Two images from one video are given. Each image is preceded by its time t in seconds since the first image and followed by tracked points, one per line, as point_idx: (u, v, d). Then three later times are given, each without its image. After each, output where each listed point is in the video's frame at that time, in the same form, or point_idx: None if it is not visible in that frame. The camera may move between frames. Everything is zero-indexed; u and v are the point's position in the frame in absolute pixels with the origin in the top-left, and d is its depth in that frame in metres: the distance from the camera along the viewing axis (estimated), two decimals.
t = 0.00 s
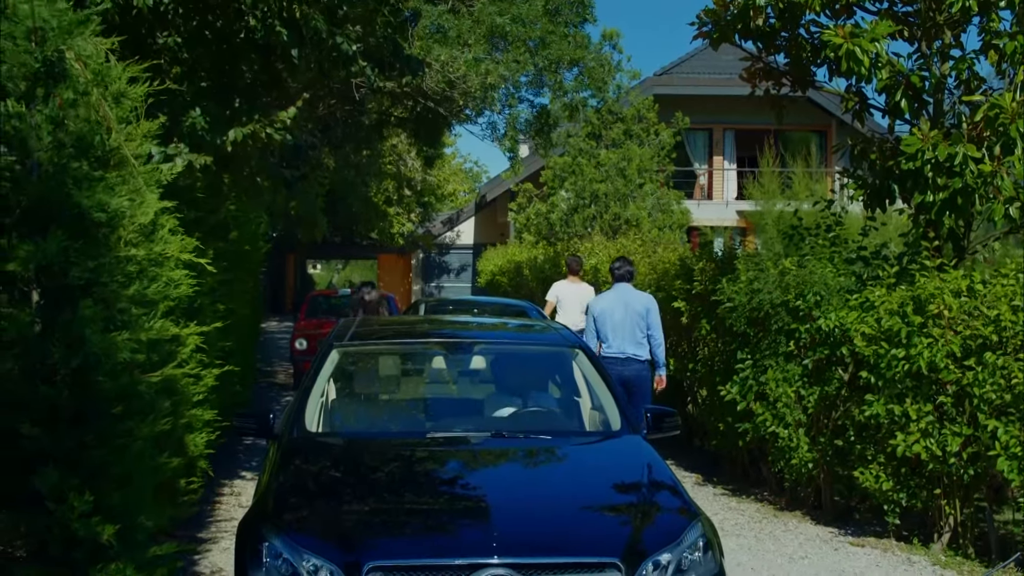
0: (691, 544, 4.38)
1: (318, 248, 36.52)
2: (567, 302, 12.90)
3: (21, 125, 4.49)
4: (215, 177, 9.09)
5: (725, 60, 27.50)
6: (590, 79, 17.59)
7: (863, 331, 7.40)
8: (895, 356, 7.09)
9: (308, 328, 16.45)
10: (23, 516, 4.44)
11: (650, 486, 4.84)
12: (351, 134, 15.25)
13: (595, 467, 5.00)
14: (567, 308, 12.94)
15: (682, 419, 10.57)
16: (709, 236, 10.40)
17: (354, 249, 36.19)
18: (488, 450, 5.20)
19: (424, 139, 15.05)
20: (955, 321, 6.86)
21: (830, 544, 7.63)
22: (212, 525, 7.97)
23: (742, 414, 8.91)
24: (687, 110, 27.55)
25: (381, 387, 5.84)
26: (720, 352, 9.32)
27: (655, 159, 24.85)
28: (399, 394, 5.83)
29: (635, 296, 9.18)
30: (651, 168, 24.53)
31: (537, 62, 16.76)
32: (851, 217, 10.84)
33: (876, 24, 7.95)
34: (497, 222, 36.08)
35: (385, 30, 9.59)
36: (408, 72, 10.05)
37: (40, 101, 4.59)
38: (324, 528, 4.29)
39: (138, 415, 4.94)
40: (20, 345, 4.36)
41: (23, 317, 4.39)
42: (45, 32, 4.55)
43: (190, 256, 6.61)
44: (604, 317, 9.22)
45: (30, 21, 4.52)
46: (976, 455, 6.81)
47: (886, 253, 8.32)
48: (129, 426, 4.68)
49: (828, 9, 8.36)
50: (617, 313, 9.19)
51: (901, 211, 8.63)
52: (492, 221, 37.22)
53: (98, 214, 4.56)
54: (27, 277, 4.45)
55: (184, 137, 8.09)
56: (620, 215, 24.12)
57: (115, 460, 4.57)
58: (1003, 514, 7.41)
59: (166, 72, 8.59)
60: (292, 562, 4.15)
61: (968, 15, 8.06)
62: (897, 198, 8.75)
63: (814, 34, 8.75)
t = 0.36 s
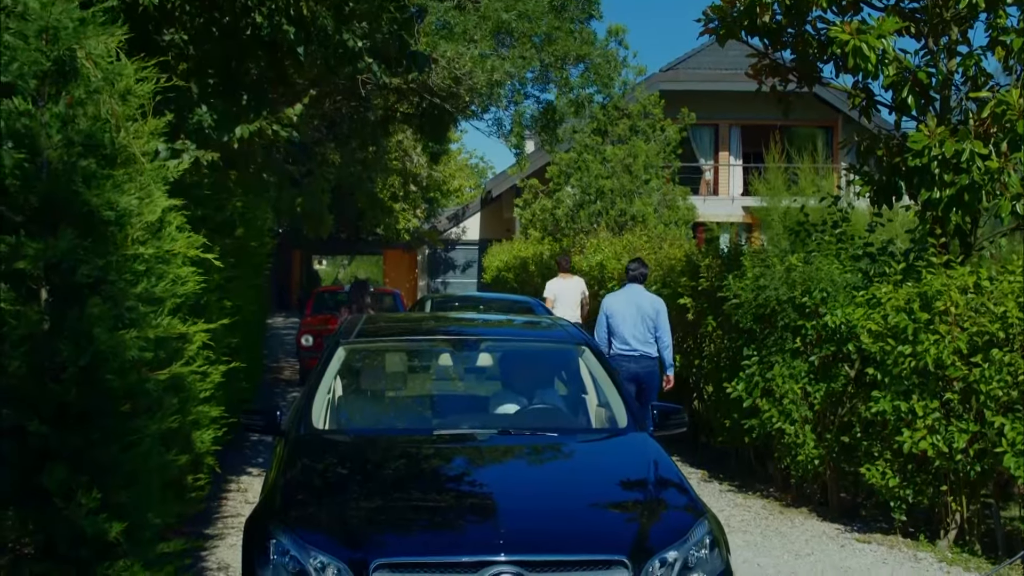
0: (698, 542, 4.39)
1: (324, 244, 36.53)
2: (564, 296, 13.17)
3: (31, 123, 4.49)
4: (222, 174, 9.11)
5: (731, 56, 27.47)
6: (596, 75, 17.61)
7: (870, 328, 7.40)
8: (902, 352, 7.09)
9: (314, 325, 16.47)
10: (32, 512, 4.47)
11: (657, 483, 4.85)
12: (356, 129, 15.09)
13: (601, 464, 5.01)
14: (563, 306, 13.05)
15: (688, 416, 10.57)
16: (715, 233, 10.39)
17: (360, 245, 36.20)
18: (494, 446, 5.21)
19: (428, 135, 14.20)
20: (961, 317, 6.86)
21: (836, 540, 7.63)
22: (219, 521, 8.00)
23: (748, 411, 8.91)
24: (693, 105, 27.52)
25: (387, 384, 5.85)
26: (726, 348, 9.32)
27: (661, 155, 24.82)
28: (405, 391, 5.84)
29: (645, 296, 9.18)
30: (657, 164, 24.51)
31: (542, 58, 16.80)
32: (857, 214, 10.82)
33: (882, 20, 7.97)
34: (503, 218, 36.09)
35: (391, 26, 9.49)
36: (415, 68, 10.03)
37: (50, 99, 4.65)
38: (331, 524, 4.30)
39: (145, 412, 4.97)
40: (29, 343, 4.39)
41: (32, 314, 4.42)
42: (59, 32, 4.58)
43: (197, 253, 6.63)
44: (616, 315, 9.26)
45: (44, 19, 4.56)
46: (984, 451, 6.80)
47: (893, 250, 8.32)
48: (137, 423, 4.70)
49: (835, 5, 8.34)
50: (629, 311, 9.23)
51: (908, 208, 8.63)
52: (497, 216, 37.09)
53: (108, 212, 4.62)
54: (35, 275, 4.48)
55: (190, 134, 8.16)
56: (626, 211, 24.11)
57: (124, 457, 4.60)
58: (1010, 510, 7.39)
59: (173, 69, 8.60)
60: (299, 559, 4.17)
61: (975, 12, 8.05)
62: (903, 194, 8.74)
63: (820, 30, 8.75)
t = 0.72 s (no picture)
0: (697, 538, 4.40)
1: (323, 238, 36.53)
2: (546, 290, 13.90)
3: (28, 120, 4.49)
4: (220, 170, 9.11)
5: (730, 50, 27.45)
6: (595, 70, 17.64)
7: (869, 323, 7.41)
8: (901, 348, 7.10)
9: (314, 319, 16.48)
10: (31, 509, 4.47)
11: (657, 479, 4.86)
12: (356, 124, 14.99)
13: (600, 461, 5.02)
14: (545, 297, 13.91)
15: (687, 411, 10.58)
16: (714, 228, 10.40)
17: (360, 239, 36.19)
18: (494, 443, 5.22)
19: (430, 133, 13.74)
20: (960, 313, 6.86)
21: (835, 536, 7.63)
22: (219, 517, 8.01)
23: (747, 406, 8.92)
24: (692, 100, 27.50)
25: (386, 380, 5.86)
26: (725, 344, 9.32)
27: (661, 150, 24.82)
28: (404, 387, 5.85)
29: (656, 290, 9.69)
30: (656, 158, 24.50)
31: (542, 53, 16.86)
32: (857, 209, 10.82)
33: (882, 15, 7.96)
34: (501, 213, 36.11)
35: (391, 21, 9.53)
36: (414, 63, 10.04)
37: (46, 96, 4.65)
38: (331, 521, 4.31)
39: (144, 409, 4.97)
40: (28, 341, 4.40)
41: (31, 311, 4.42)
42: (51, 28, 4.57)
43: (196, 249, 6.63)
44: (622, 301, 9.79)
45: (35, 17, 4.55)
46: (982, 447, 6.81)
47: (892, 245, 8.32)
48: (137, 420, 4.72)
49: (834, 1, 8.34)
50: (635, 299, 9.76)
51: (906, 203, 8.63)
52: (496, 211, 36.54)
53: (104, 209, 4.60)
54: (34, 272, 4.48)
55: (190, 130, 8.14)
56: (625, 206, 24.09)
57: (124, 454, 4.61)
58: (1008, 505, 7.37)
59: (171, 64, 8.61)
60: (299, 556, 4.17)
61: (974, 8, 8.05)
62: (903, 189, 8.75)
63: (819, 26, 8.75)
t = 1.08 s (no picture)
0: (695, 538, 4.41)
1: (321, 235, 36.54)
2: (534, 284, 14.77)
3: (24, 120, 4.46)
4: (218, 168, 9.12)
5: (728, 46, 27.46)
6: (593, 67, 17.71)
7: (866, 321, 7.42)
8: (897, 346, 7.11)
9: (311, 316, 16.49)
10: (29, 509, 4.47)
11: (654, 478, 4.87)
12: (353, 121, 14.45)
13: (598, 460, 5.03)
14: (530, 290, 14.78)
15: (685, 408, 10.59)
16: (711, 225, 10.41)
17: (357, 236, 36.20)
18: (491, 442, 5.22)
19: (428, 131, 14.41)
20: (957, 311, 6.88)
21: (831, 533, 7.65)
22: (217, 515, 8.03)
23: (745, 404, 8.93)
24: (690, 96, 27.52)
25: (383, 378, 5.86)
26: (722, 341, 9.33)
27: (658, 146, 24.83)
28: (402, 385, 5.85)
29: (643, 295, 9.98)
30: (654, 155, 24.51)
31: (539, 50, 16.87)
32: (854, 207, 10.86)
33: (879, 14, 7.95)
34: (501, 209, 36.45)
35: (388, 19, 9.52)
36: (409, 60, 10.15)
37: (42, 96, 4.66)
38: (329, 521, 4.31)
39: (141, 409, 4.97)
40: (26, 341, 4.41)
41: (28, 312, 4.42)
42: (45, 28, 4.57)
43: (193, 248, 6.63)
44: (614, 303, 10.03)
45: (31, 17, 4.55)
46: (978, 445, 6.84)
47: (889, 243, 8.34)
48: (134, 420, 4.73)
49: None
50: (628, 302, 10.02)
51: (903, 201, 8.65)
52: (495, 207, 36.92)
53: (100, 209, 4.60)
54: (31, 272, 4.48)
55: (187, 128, 8.14)
56: (622, 203, 24.09)
57: (121, 454, 4.61)
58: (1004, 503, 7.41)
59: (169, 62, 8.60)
60: (297, 557, 4.18)
61: (970, 6, 8.06)
62: (900, 186, 8.76)
63: (816, 24, 8.76)
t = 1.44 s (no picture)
0: (697, 540, 4.42)
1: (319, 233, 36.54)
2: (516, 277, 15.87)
3: (27, 122, 4.50)
4: (217, 168, 9.13)
5: (726, 44, 27.47)
6: (591, 65, 17.75)
7: (863, 320, 7.43)
8: (895, 346, 7.12)
9: (310, 314, 16.51)
10: (29, 511, 4.48)
11: (656, 479, 4.89)
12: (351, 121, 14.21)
13: (597, 461, 5.04)
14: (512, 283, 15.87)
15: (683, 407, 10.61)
16: (709, 224, 10.43)
17: (355, 233, 36.20)
18: (491, 443, 5.23)
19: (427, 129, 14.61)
20: (954, 311, 6.89)
21: (830, 532, 7.67)
22: (216, 515, 8.04)
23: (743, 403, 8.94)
24: (688, 94, 27.54)
25: (382, 378, 5.86)
26: (720, 340, 9.33)
27: (656, 144, 24.84)
28: (401, 385, 5.85)
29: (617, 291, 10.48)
30: (652, 153, 24.52)
31: (537, 48, 16.90)
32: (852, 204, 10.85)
33: (877, 13, 7.96)
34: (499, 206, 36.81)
35: (385, 17, 9.50)
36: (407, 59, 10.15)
37: (47, 97, 4.66)
38: (329, 523, 4.32)
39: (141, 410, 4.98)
40: (26, 343, 4.43)
41: (29, 313, 4.44)
42: (52, 31, 4.58)
43: (192, 248, 6.64)
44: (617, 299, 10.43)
45: (39, 19, 4.57)
46: (975, 445, 6.86)
47: (887, 241, 8.35)
48: (134, 421, 4.74)
49: None
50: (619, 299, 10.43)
51: (901, 200, 8.65)
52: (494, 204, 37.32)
53: (101, 211, 4.62)
54: (32, 274, 4.49)
55: (186, 128, 8.15)
56: (620, 200, 24.09)
57: (121, 456, 4.62)
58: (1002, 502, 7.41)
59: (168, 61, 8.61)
60: (297, 558, 4.19)
61: (968, 5, 8.07)
62: (898, 185, 8.77)
63: (814, 23, 8.78)
